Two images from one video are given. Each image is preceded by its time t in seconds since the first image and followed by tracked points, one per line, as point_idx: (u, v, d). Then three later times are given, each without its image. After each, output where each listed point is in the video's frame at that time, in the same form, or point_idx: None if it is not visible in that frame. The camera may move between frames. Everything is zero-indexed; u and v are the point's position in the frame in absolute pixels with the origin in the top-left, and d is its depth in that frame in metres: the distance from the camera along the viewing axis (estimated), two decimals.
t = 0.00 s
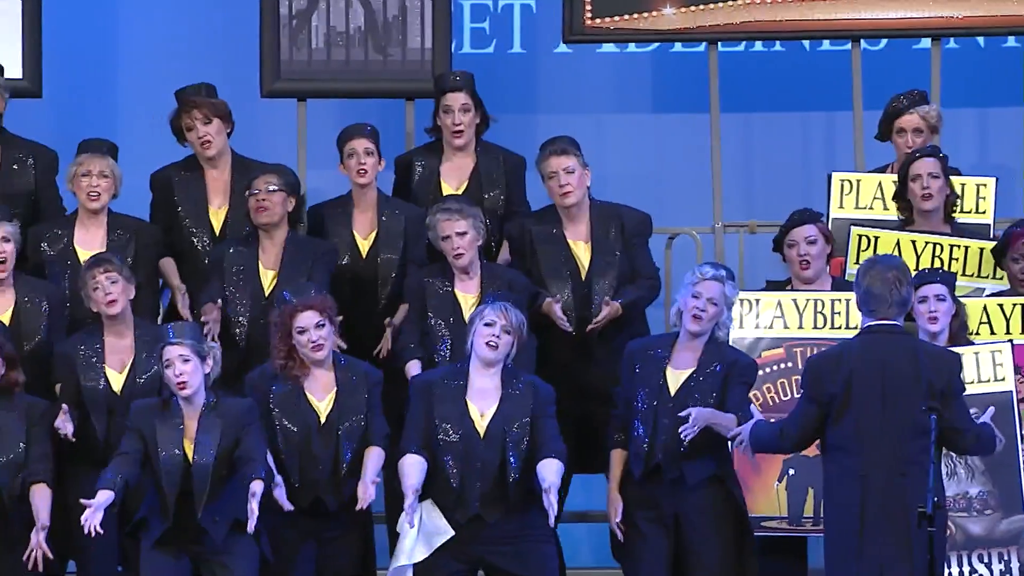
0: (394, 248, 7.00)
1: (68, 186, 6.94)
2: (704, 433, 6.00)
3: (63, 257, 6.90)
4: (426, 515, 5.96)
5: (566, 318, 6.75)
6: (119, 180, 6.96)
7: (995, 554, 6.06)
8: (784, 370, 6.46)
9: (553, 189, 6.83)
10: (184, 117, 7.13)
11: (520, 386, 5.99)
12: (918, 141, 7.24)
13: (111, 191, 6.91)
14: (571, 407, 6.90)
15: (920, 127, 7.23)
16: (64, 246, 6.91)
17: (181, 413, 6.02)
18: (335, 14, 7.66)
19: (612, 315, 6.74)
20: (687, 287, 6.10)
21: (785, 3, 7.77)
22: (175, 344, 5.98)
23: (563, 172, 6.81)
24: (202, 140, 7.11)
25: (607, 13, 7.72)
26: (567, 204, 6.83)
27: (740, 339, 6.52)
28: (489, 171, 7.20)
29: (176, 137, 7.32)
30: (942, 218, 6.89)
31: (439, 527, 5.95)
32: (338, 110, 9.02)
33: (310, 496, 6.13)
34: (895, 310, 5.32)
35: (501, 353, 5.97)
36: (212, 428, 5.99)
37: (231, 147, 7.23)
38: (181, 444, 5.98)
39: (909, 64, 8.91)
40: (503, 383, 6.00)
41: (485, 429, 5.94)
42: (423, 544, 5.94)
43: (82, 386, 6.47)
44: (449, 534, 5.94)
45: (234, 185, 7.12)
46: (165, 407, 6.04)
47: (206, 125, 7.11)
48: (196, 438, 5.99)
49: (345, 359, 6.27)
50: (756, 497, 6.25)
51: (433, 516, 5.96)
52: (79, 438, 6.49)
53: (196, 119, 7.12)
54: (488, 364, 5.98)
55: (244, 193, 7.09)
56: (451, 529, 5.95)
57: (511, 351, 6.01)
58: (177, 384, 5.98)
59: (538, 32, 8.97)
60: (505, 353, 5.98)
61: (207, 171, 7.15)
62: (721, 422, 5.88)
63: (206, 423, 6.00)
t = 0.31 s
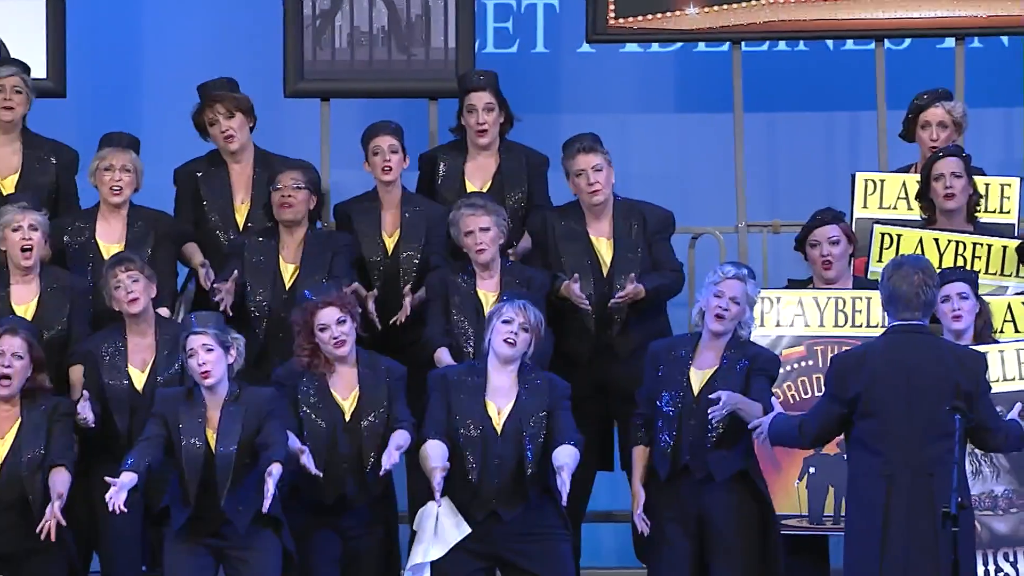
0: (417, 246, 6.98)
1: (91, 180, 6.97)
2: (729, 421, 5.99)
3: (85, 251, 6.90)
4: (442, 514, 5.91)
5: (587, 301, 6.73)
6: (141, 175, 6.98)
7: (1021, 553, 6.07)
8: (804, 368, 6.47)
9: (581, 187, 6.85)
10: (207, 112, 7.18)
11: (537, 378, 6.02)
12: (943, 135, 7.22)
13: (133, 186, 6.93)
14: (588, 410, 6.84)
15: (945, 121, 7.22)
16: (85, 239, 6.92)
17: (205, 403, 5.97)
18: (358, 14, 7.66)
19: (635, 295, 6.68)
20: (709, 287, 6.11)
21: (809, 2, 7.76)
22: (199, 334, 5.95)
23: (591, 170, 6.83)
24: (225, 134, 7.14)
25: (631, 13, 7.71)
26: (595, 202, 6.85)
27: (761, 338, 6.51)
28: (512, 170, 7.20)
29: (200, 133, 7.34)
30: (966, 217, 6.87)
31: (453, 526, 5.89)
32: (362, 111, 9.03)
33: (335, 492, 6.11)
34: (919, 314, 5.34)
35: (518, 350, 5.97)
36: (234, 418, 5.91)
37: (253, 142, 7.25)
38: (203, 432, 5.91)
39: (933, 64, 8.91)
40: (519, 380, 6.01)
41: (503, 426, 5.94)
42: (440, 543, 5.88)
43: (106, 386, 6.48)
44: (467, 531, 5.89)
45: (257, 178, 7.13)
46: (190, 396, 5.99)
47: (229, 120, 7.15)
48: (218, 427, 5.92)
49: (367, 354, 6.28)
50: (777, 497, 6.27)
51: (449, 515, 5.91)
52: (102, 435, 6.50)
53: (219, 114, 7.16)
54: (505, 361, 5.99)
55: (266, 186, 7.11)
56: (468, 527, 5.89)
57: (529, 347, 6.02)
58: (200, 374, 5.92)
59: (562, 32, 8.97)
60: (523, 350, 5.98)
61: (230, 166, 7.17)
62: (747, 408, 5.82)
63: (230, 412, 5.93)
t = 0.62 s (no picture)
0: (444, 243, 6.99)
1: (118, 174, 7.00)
2: (756, 407, 5.99)
3: (113, 242, 6.94)
4: (464, 512, 5.91)
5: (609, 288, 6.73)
6: (168, 169, 7.02)
7: None
8: (831, 367, 6.49)
9: (606, 181, 6.84)
10: (232, 107, 7.17)
11: (559, 371, 6.05)
12: (972, 129, 7.20)
13: (160, 179, 6.96)
14: (610, 404, 6.83)
15: (975, 115, 7.20)
16: (112, 231, 6.95)
17: (232, 394, 5.98)
18: (385, 14, 7.67)
19: (656, 286, 6.63)
20: (735, 287, 6.12)
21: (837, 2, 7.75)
22: (226, 325, 5.98)
23: (617, 164, 6.82)
24: (251, 129, 7.14)
25: (658, 13, 7.71)
26: (620, 196, 6.84)
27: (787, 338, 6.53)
28: (540, 169, 7.21)
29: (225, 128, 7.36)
30: (993, 217, 6.86)
31: (475, 523, 5.89)
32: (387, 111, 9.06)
33: (361, 492, 6.11)
34: (948, 313, 5.34)
35: (542, 350, 5.98)
36: (262, 409, 5.93)
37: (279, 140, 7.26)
38: (230, 421, 5.92)
39: (962, 63, 8.89)
40: (542, 379, 6.03)
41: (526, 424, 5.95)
42: (461, 543, 5.89)
43: (132, 383, 6.48)
44: (489, 529, 5.88)
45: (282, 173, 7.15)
46: (217, 388, 6.00)
47: (254, 115, 7.15)
48: (245, 417, 5.93)
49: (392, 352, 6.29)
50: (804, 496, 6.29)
51: (471, 514, 5.90)
52: (129, 430, 6.53)
53: (244, 109, 7.15)
54: (528, 360, 6.00)
55: (291, 180, 7.12)
56: (489, 525, 5.89)
57: (552, 348, 6.03)
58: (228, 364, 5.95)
59: (589, 31, 8.98)
60: (546, 351, 6.00)
61: (255, 162, 7.18)
62: (769, 394, 5.83)
63: (256, 403, 5.94)
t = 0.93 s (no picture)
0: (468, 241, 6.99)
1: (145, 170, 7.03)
2: (781, 405, 6.00)
3: (139, 239, 6.96)
4: (485, 511, 5.92)
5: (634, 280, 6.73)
6: (194, 164, 7.05)
7: None
8: (856, 367, 6.49)
9: (629, 176, 6.84)
10: (257, 105, 7.19)
11: (582, 369, 6.04)
12: (1000, 126, 7.17)
13: (186, 175, 7.00)
14: (635, 403, 6.82)
15: (1003, 112, 7.19)
16: (139, 227, 6.97)
17: (258, 387, 5.98)
18: (411, 14, 7.68)
19: (678, 279, 6.58)
20: (757, 287, 6.12)
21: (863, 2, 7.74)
22: (253, 317, 6.00)
23: (641, 160, 6.84)
24: (274, 126, 7.15)
25: (684, 12, 7.70)
26: (643, 191, 6.84)
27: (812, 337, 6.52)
28: (566, 168, 7.20)
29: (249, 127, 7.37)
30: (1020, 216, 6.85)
31: (497, 522, 5.89)
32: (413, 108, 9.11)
33: (387, 488, 6.13)
34: (976, 311, 5.33)
35: (565, 350, 5.99)
36: (287, 400, 5.93)
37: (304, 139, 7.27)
38: (254, 414, 5.90)
39: (988, 63, 8.88)
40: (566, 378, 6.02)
41: (549, 425, 5.94)
42: (482, 542, 5.89)
43: (159, 382, 6.48)
44: (510, 528, 5.88)
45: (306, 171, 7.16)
46: (242, 382, 6.00)
47: (278, 113, 7.17)
48: (270, 411, 5.91)
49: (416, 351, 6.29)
50: (828, 495, 6.28)
51: (492, 513, 5.91)
52: (156, 428, 6.51)
53: (268, 106, 7.18)
54: (552, 360, 6.00)
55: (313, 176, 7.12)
56: (510, 524, 5.89)
57: (576, 347, 6.04)
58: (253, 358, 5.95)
59: (615, 32, 8.99)
60: (570, 351, 6.00)
61: (278, 159, 7.18)
62: (789, 383, 5.73)
63: (280, 398, 5.93)
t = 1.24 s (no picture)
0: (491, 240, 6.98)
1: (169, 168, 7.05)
2: (806, 398, 6.00)
3: (165, 236, 6.96)
4: (500, 510, 5.94)
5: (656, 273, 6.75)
6: (218, 161, 7.07)
7: None
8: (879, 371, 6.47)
9: (652, 171, 6.84)
10: (280, 104, 7.21)
11: (606, 367, 6.06)
12: None
13: (210, 171, 7.02)
14: (656, 398, 6.81)
15: None
16: (166, 224, 6.97)
17: (282, 382, 6.00)
18: (436, 14, 7.68)
19: (700, 273, 6.61)
20: (773, 289, 6.11)
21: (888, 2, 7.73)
22: (278, 312, 6.02)
23: (665, 155, 6.83)
24: (298, 125, 7.16)
25: (709, 12, 7.68)
26: (665, 187, 6.83)
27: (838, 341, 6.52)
28: (590, 167, 7.20)
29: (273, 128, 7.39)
30: None
31: (513, 520, 5.91)
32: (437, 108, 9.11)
33: (408, 487, 6.13)
34: (1002, 305, 5.36)
35: (588, 352, 5.98)
36: (311, 395, 5.94)
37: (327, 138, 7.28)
38: (278, 408, 5.92)
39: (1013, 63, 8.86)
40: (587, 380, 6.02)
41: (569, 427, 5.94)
42: (499, 541, 5.90)
43: (183, 378, 6.49)
44: (527, 528, 5.89)
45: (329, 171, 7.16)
46: (267, 374, 6.02)
47: (301, 112, 7.18)
48: (294, 405, 5.93)
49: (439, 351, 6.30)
50: (854, 497, 6.27)
51: (508, 513, 5.92)
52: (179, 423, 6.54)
53: (291, 106, 7.19)
54: (574, 361, 6.00)
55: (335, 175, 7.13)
56: (526, 523, 5.90)
57: (598, 349, 6.03)
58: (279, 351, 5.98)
59: (640, 32, 9.00)
60: (592, 353, 6.00)
61: (302, 159, 7.19)
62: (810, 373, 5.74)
63: (304, 391, 5.96)
